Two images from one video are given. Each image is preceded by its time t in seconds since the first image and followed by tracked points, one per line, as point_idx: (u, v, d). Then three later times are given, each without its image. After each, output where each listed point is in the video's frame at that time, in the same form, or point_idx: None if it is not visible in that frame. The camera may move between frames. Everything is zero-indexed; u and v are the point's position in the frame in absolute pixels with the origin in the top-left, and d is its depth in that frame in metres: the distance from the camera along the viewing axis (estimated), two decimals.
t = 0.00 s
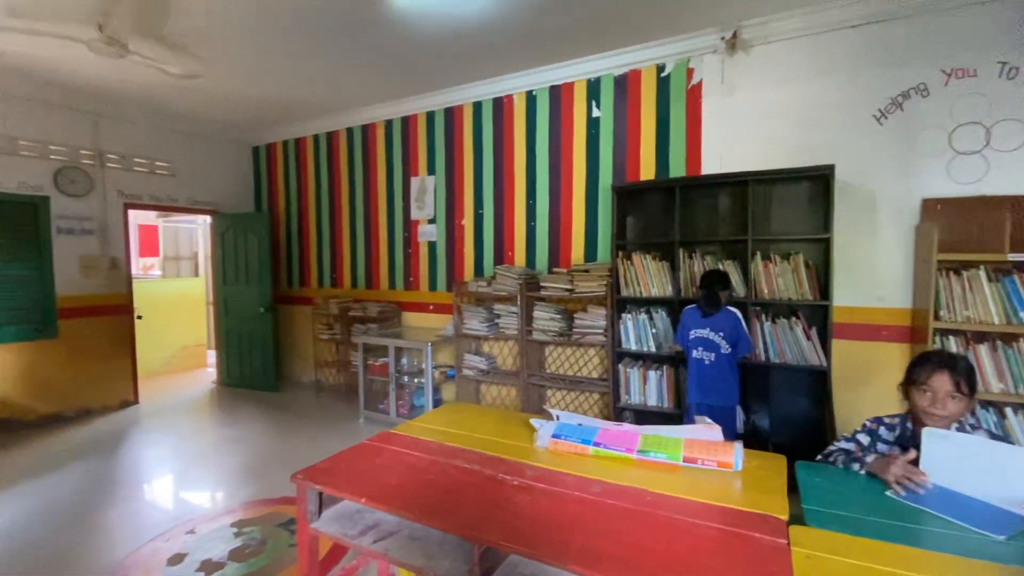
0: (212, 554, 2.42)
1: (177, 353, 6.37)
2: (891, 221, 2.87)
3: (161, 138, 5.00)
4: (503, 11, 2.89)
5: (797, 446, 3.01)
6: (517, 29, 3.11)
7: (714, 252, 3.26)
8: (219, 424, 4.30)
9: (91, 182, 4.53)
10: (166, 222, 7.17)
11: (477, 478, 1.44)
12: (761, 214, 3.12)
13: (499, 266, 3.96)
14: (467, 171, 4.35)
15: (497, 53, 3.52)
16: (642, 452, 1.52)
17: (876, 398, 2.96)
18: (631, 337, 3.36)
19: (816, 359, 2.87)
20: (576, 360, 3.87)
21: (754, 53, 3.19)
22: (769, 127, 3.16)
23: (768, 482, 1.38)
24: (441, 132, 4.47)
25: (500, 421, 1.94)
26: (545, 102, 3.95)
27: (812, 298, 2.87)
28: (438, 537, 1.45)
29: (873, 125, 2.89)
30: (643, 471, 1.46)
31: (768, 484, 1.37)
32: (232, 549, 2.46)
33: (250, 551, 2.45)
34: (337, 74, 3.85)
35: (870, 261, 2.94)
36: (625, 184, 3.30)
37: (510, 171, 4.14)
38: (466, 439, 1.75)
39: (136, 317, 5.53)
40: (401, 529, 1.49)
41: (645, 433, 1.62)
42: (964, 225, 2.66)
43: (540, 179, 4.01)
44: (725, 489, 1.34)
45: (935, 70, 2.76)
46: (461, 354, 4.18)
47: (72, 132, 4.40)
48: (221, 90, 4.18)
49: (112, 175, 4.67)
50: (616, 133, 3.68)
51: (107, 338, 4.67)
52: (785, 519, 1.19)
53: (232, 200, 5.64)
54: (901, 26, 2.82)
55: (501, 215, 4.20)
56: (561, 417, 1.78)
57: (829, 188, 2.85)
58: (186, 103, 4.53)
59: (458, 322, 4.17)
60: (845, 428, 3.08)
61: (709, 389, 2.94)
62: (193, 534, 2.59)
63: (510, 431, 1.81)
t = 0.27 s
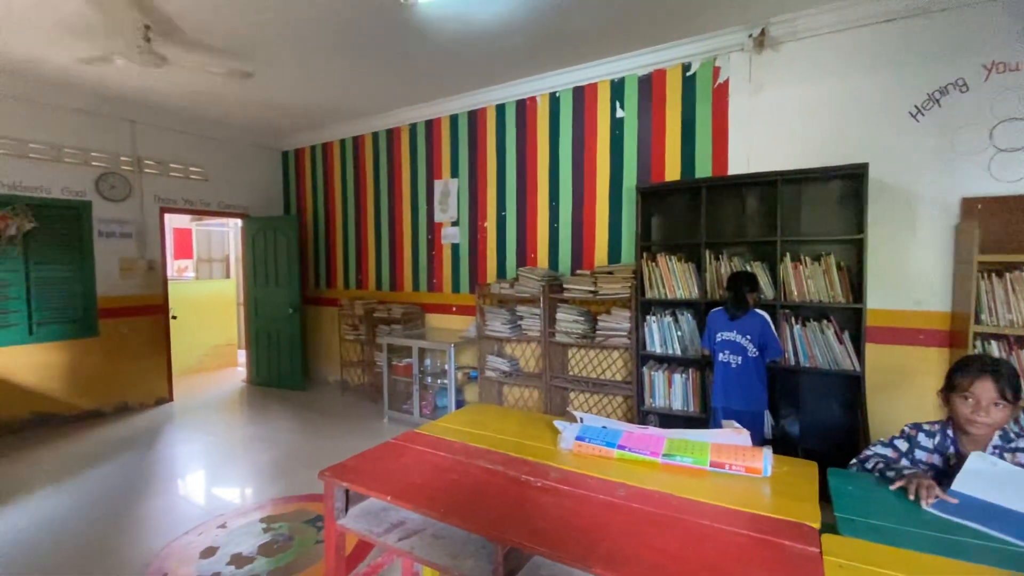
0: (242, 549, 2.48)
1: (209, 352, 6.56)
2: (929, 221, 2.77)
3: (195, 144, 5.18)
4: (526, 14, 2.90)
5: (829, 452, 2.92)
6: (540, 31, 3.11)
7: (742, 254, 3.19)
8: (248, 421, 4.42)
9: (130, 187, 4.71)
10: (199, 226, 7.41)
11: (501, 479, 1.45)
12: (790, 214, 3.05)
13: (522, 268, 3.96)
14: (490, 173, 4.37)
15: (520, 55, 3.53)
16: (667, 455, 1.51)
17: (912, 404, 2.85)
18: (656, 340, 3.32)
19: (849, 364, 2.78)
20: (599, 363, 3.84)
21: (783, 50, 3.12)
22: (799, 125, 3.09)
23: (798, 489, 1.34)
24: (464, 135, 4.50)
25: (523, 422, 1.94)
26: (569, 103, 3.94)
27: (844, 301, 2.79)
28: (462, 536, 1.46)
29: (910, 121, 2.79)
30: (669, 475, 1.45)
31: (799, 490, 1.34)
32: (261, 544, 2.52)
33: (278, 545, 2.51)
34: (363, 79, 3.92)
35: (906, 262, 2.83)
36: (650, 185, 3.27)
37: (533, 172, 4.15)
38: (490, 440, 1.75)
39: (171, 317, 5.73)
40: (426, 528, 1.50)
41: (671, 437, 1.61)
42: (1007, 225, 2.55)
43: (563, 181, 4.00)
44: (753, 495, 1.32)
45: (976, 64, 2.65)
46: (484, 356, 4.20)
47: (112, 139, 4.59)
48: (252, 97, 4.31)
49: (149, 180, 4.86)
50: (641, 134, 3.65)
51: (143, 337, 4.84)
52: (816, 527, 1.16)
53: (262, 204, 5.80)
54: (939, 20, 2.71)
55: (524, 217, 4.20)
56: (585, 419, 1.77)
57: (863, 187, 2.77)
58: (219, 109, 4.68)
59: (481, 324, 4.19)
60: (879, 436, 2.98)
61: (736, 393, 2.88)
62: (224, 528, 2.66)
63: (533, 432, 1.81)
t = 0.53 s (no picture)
0: (267, 544, 2.54)
1: (234, 352, 6.73)
2: (960, 221, 2.69)
3: (222, 150, 5.32)
4: (545, 17, 2.91)
5: (855, 459, 2.86)
6: (559, 33, 3.12)
7: (764, 256, 3.15)
8: (272, 420, 4.51)
9: (160, 192, 4.86)
10: (226, 229, 7.61)
11: (520, 479, 1.46)
12: (815, 215, 3.00)
13: (541, 270, 3.97)
14: (509, 176, 4.39)
15: (538, 58, 3.55)
16: (688, 458, 1.50)
17: (942, 410, 2.77)
18: (676, 343, 3.29)
19: (876, 368, 2.72)
20: (618, 365, 3.82)
21: (806, 48, 3.07)
22: (823, 124, 3.03)
23: (822, 494, 1.33)
24: (483, 138, 4.54)
25: (543, 423, 1.95)
26: (588, 105, 3.94)
27: (870, 303, 2.72)
28: (482, 535, 1.48)
29: (940, 119, 2.72)
30: (689, 478, 1.44)
31: (823, 495, 1.32)
32: (285, 539, 2.57)
33: (301, 541, 2.56)
34: (384, 84, 3.98)
35: (937, 264, 2.76)
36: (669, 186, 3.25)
37: (552, 175, 4.15)
38: (509, 440, 1.77)
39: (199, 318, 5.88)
40: (447, 526, 1.52)
41: (692, 440, 1.60)
42: None
43: (581, 183, 4.00)
44: (775, 500, 1.30)
45: (1010, 60, 2.57)
46: (503, 357, 4.21)
47: (144, 146, 4.75)
48: (277, 103, 4.41)
49: (179, 185, 5.00)
50: (660, 135, 3.63)
51: (172, 337, 4.99)
52: (841, 532, 1.14)
53: (285, 207, 5.92)
54: (970, 14, 2.64)
55: (542, 219, 4.21)
56: (605, 421, 1.77)
57: (890, 187, 2.70)
58: (245, 116, 4.80)
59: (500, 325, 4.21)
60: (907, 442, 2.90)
61: (758, 397, 2.84)
62: (249, 524, 2.73)
63: (553, 434, 1.82)
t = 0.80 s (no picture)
0: (283, 543, 2.57)
1: (250, 353, 6.83)
2: (980, 223, 2.64)
3: (239, 155, 5.41)
4: (556, 21, 2.93)
5: (872, 464, 2.82)
6: (571, 37, 3.14)
7: (778, 258, 3.12)
8: (287, 421, 4.58)
9: (179, 196, 4.96)
10: (242, 233, 7.73)
11: (533, 481, 1.47)
12: (829, 217, 2.97)
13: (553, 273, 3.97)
14: (521, 179, 4.41)
15: (550, 62, 3.56)
16: (700, 461, 1.50)
17: (962, 415, 2.72)
18: (689, 346, 3.28)
19: (894, 372, 2.68)
20: (631, 368, 3.81)
21: (820, 49, 3.05)
22: (838, 126, 3.01)
23: (837, 498, 1.32)
24: (495, 141, 4.57)
25: (555, 425, 1.96)
26: (599, 108, 3.95)
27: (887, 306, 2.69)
28: (495, 536, 1.49)
29: (958, 120, 2.68)
30: (702, 482, 1.44)
31: (837, 499, 1.31)
32: (301, 539, 2.61)
33: (316, 540, 2.60)
34: (398, 89, 4.03)
35: (956, 266, 2.72)
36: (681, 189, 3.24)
37: (563, 177, 4.17)
38: (522, 442, 1.78)
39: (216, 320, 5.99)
40: (460, 527, 1.54)
41: (704, 443, 1.60)
42: None
43: (593, 186, 4.01)
44: (789, 504, 1.30)
45: None
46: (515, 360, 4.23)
47: (164, 152, 4.86)
48: (292, 109, 4.48)
49: (197, 190, 5.10)
50: (673, 137, 3.62)
51: (190, 339, 5.08)
52: (856, 537, 1.14)
53: (300, 211, 6.00)
54: (989, 13, 2.60)
55: (554, 221, 4.23)
56: (617, 424, 1.78)
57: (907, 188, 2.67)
58: (261, 121, 4.89)
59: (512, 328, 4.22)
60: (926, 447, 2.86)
61: (772, 401, 2.81)
62: (265, 523, 2.77)
63: (565, 436, 1.82)
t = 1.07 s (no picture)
0: (290, 543, 2.59)
1: (258, 355, 6.88)
2: (989, 224, 2.62)
3: (247, 158, 5.46)
4: (562, 24, 2.94)
5: (880, 467, 2.79)
6: (576, 39, 3.14)
7: (785, 259, 3.11)
8: (295, 422, 4.61)
9: (188, 199, 5.01)
10: (250, 235, 7.80)
11: (539, 482, 1.48)
12: (837, 218, 2.95)
13: (558, 274, 3.97)
14: (527, 180, 4.42)
15: (555, 64, 3.57)
16: (706, 464, 1.50)
17: (971, 417, 2.70)
18: (695, 347, 3.27)
19: (902, 374, 2.66)
20: (637, 370, 3.80)
21: (827, 49, 3.04)
22: (844, 126, 3.00)
23: (843, 500, 1.32)
24: (500, 143, 4.58)
25: (561, 427, 1.96)
26: (604, 109, 3.95)
27: (895, 308, 2.67)
28: (501, 537, 1.50)
29: (966, 120, 2.67)
30: (708, 484, 1.44)
31: (844, 502, 1.31)
32: (308, 539, 2.63)
33: (323, 540, 2.62)
34: (404, 93, 4.06)
35: (965, 267, 2.69)
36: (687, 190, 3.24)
37: (569, 179, 4.17)
38: (528, 444, 1.79)
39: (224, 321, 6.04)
40: (466, 528, 1.54)
41: (710, 445, 1.60)
42: None
43: (598, 187, 4.01)
44: (795, 506, 1.29)
45: None
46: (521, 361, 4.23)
47: (173, 155, 4.91)
48: (300, 112, 4.52)
49: (206, 193, 5.15)
50: (678, 139, 3.62)
51: (199, 340, 5.12)
52: (862, 539, 1.13)
53: (307, 213, 6.05)
54: (997, 12, 2.58)
55: (559, 223, 4.23)
56: (622, 426, 1.78)
57: (915, 189, 2.65)
58: (269, 125, 4.93)
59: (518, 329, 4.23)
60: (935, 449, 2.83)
61: (779, 403, 2.79)
62: (273, 524, 2.79)
63: (571, 438, 1.83)
